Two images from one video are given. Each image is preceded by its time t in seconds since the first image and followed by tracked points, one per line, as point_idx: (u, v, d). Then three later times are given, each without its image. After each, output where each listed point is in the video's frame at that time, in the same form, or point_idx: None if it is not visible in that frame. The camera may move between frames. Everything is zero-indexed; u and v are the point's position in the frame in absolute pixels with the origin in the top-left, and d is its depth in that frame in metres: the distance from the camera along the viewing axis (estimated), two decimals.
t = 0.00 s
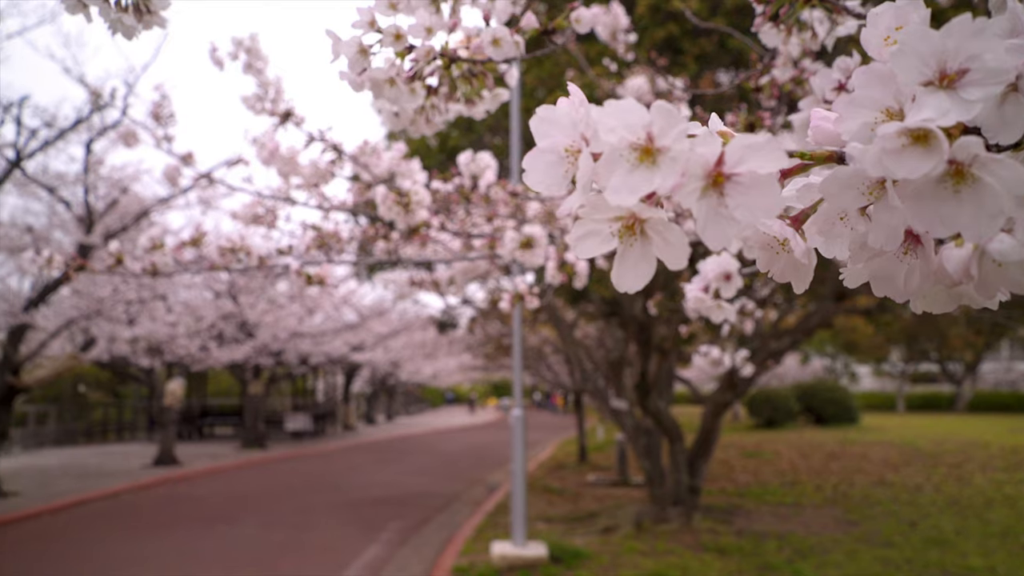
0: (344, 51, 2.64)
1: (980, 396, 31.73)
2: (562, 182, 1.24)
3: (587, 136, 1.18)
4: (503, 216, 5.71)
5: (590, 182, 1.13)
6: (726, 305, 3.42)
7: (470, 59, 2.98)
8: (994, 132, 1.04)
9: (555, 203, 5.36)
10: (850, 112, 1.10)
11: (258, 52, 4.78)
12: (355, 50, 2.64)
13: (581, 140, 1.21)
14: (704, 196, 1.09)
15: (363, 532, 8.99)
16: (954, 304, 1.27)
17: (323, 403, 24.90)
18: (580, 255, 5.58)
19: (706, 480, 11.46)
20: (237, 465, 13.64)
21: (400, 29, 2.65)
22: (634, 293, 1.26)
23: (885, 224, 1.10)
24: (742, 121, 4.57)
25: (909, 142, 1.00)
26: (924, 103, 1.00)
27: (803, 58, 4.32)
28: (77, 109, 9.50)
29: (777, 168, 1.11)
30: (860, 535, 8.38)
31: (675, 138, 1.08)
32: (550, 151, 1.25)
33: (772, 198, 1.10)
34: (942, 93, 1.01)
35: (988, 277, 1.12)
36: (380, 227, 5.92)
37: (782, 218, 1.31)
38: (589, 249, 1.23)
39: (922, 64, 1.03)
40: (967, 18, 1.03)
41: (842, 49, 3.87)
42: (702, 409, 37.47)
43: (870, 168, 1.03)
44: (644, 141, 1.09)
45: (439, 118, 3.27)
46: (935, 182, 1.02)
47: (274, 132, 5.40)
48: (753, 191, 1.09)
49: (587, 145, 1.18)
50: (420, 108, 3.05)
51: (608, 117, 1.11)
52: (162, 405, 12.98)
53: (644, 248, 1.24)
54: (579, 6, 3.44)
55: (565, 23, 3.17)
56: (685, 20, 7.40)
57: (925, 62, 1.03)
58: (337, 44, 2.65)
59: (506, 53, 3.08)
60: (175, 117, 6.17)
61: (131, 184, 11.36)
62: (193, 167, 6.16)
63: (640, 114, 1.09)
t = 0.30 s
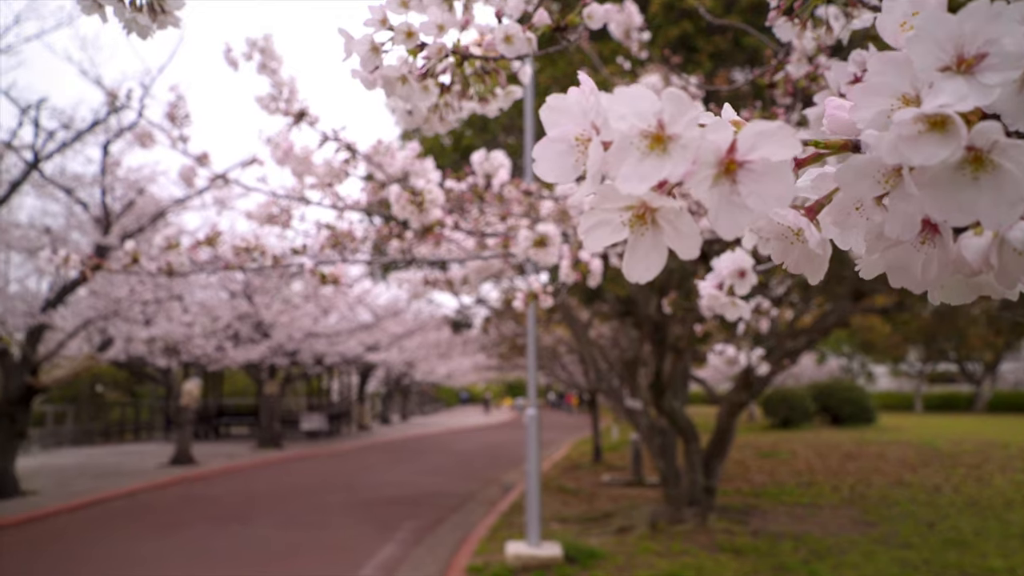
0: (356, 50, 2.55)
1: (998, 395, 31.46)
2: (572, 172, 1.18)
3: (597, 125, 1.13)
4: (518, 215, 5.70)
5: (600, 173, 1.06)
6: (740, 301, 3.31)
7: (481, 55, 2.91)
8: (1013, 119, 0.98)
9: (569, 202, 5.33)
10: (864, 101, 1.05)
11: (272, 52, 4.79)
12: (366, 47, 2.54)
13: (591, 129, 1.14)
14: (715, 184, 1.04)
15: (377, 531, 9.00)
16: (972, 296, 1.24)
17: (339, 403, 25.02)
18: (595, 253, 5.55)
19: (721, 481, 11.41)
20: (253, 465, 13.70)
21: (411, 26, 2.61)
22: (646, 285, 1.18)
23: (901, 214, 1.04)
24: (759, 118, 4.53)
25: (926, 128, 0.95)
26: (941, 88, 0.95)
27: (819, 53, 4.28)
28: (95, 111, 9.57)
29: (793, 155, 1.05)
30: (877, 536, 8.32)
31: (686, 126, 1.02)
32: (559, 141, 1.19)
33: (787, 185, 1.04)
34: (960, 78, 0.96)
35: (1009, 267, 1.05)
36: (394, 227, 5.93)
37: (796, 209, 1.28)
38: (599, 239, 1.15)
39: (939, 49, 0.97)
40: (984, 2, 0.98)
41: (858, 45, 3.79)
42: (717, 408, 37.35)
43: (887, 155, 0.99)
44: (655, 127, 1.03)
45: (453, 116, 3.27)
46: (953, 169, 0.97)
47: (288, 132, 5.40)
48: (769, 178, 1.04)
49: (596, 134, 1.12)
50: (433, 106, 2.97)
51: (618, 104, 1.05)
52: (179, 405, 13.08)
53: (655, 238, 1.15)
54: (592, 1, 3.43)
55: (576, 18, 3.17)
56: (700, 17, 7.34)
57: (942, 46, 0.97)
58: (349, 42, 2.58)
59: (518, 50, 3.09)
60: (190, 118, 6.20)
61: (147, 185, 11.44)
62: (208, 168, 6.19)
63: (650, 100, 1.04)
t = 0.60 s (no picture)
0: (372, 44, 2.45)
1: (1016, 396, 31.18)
2: (597, 155, 1.18)
3: (623, 108, 1.13)
4: (533, 213, 5.72)
5: (626, 156, 1.09)
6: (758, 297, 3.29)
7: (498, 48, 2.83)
8: None
9: (585, 199, 5.32)
10: (895, 83, 1.03)
11: (288, 51, 4.83)
12: (384, 42, 2.45)
13: (617, 111, 1.14)
14: (747, 166, 1.05)
15: (392, 530, 9.04)
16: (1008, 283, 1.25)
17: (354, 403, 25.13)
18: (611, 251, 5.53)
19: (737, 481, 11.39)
20: (269, 464, 13.79)
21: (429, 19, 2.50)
22: (673, 269, 1.20)
23: (935, 197, 1.05)
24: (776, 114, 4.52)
25: (963, 109, 0.96)
26: (979, 67, 0.95)
27: (837, 49, 4.29)
28: (113, 113, 9.67)
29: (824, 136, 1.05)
30: (894, 536, 8.28)
31: (717, 107, 1.02)
32: (585, 124, 1.19)
33: (820, 167, 1.04)
34: (997, 58, 0.96)
35: None
36: (410, 226, 5.97)
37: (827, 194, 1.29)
38: (627, 224, 1.16)
39: (974, 29, 0.97)
40: None
41: (877, 40, 3.78)
42: (732, 409, 37.22)
43: (921, 137, 0.98)
44: (683, 110, 1.03)
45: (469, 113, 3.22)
46: (990, 152, 0.97)
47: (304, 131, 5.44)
48: (800, 160, 1.04)
49: (623, 117, 1.12)
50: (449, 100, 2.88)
51: (646, 86, 1.03)
52: (196, 404, 13.18)
53: (683, 223, 1.16)
54: None
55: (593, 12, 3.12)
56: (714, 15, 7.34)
57: (978, 25, 0.97)
58: (365, 37, 2.48)
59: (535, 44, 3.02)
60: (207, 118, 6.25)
61: (164, 187, 11.55)
62: (224, 167, 6.23)
63: (677, 81, 1.03)
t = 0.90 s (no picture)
0: (387, 40, 2.42)
1: None
2: (618, 144, 1.20)
3: (646, 95, 1.15)
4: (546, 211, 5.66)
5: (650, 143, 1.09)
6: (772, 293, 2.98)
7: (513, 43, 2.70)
8: None
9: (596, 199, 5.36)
10: (922, 68, 1.07)
11: (302, 51, 4.90)
12: (398, 37, 2.42)
13: (639, 99, 1.16)
14: (771, 152, 1.06)
15: (404, 529, 9.11)
16: None
17: (365, 403, 25.27)
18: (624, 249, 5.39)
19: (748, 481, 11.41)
20: (282, 463, 13.90)
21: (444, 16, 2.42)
22: (696, 259, 1.17)
23: (963, 182, 1.06)
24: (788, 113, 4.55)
25: (993, 92, 0.98)
26: (1008, 50, 0.98)
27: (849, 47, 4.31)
28: (128, 116, 9.77)
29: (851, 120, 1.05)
30: (906, 536, 8.28)
31: (742, 91, 1.03)
32: (606, 112, 1.21)
33: (846, 152, 1.06)
34: None
35: None
36: (423, 226, 6.03)
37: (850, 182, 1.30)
38: (649, 211, 1.15)
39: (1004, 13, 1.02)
40: None
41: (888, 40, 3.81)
42: (743, 409, 37.16)
43: (950, 122, 1.01)
44: (707, 96, 1.04)
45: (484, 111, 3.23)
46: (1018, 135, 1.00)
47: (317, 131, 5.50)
48: (825, 145, 1.06)
49: (646, 104, 1.15)
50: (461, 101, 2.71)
51: (670, 70, 1.03)
52: (210, 403, 13.35)
53: (707, 210, 1.15)
54: None
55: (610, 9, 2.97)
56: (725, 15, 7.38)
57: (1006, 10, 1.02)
58: (381, 31, 2.46)
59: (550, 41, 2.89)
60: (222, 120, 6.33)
61: (178, 188, 11.65)
62: (238, 168, 6.30)
63: (702, 65, 1.02)
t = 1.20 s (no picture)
0: (402, 39, 2.45)
1: None
2: (639, 139, 1.15)
3: (668, 89, 1.09)
4: (556, 210, 5.50)
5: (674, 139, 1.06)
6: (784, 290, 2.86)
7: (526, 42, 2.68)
8: None
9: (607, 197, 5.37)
10: (948, 59, 1.04)
11: (315, 50, 4.93)
12: (413, 36, 2.45)
13: (662, 93, 1.11)
14: (796, 145, 1.02)
15: (415, 528, 9.13)
16: None
17: (376, 402, 25.34)
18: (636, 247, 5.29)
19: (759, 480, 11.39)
20: (294, 462, 13.97)
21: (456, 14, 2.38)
22: (719, 252, 1.17)
23: (989, 175, 1.05)
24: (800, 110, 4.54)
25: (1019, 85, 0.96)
26: None
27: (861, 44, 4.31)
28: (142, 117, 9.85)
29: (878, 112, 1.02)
30: (918, 536, 8.25)
31: (766, 84, 0.98)
32: (627, 106, 1.15)
33: (873, 144, 1.02)
34: None
35: None
36: (435, 225, 6.05)
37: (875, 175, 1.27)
38: (672, 206, 1.15)
39: None
40: None
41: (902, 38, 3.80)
42: (754, 408, 37.04)
43: (976, 114, 0.97)
44: (731, 89, 1.00)
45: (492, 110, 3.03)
46: None
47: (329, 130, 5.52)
48: (851, 138, 1.02)
49: (668, 99, 1.09)
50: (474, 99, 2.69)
51: (693, 63, 1.00)
52: (222, 402, 13.44)
53: (731, 204, 1.14)
54: None
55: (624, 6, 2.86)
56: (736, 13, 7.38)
57: None
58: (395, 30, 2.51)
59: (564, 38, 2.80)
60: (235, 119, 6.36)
61: (191, 189, 11.73)
62: (251, 167, 6.33)
63: (725, 57, 0.99)
